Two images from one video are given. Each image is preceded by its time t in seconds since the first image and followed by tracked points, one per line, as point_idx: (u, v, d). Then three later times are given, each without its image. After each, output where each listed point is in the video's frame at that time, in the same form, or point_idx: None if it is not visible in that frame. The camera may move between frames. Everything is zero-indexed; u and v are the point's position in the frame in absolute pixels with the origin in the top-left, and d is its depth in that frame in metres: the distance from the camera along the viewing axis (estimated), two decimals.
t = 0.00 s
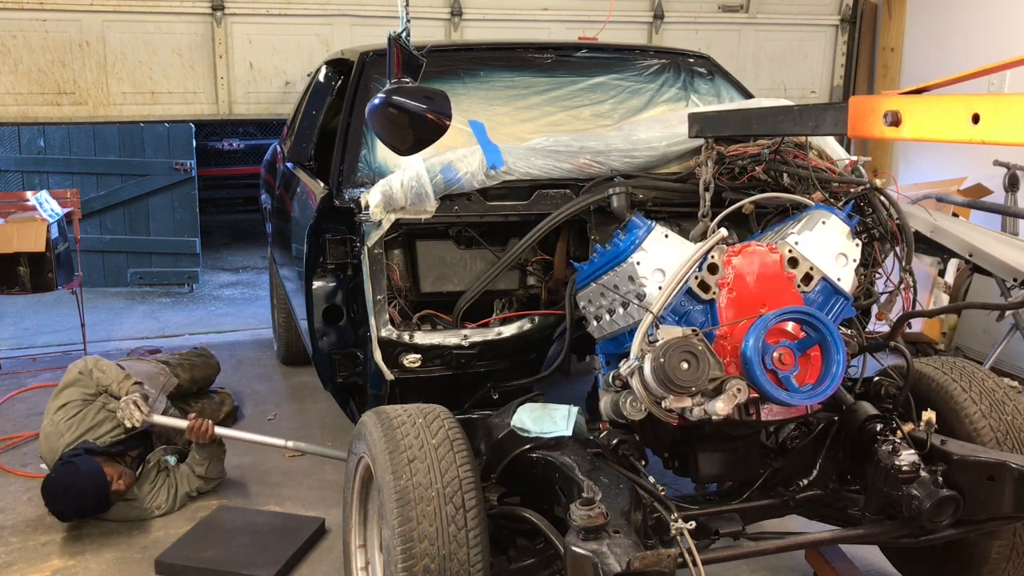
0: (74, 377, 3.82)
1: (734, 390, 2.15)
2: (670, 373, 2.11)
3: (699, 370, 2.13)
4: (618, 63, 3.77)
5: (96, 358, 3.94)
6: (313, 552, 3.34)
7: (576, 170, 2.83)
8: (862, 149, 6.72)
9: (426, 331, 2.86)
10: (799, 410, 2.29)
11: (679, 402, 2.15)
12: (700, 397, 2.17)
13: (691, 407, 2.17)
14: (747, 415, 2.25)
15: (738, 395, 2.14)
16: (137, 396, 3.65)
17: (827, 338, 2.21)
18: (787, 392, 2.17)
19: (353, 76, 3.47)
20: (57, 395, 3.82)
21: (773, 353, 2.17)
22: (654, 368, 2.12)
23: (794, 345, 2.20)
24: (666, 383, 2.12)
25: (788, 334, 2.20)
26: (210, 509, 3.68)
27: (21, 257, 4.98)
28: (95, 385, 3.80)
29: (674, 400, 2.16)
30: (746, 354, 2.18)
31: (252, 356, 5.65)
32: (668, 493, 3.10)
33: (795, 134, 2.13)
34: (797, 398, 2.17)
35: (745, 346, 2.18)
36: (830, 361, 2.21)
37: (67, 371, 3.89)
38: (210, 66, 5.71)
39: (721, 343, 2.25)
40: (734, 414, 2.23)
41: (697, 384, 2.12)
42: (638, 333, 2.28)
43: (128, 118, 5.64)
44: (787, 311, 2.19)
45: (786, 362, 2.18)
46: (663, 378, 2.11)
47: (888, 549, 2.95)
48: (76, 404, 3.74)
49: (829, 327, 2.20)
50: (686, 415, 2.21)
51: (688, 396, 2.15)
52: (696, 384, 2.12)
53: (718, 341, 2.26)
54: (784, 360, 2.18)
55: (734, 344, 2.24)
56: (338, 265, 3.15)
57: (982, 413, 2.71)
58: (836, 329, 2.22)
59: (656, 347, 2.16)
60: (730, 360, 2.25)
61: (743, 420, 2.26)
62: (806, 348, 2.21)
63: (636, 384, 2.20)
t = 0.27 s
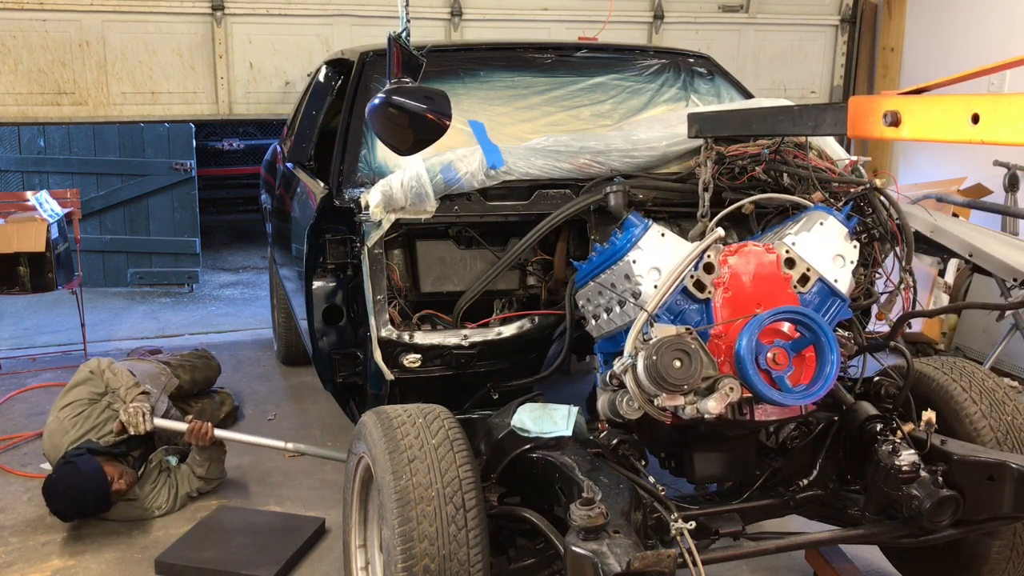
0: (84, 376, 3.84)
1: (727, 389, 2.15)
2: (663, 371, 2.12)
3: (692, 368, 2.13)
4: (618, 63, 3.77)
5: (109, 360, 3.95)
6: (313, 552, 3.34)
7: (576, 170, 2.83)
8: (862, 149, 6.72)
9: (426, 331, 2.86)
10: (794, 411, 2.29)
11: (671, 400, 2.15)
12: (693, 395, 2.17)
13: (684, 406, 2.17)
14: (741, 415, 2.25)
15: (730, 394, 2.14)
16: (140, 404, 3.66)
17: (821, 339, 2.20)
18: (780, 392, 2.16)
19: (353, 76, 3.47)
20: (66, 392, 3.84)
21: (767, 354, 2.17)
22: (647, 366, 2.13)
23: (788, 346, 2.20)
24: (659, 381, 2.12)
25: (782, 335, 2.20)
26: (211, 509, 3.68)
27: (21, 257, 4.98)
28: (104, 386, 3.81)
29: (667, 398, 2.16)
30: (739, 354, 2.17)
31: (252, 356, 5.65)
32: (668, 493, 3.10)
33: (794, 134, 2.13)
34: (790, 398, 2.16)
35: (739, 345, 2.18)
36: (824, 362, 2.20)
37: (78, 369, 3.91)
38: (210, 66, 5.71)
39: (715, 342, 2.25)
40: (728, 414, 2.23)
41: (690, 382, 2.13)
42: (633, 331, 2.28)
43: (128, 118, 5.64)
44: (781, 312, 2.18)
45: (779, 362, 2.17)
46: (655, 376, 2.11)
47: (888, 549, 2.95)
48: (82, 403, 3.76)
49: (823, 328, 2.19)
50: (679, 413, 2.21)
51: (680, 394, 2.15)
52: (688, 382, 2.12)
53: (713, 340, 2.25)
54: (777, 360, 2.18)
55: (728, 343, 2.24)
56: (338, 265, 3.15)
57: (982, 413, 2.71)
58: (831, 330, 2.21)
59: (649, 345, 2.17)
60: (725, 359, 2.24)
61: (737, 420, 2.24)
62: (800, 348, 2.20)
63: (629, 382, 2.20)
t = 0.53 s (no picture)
0: (93, 377, 3.86)
1: (725, 388, 2.15)
2: (661, 370, 2.11)
3: (690, 367, 2.13)
4: (618, 63, 3.77)
5: (121, 361, 3.96)
6: (313, 552, 3.34)
7: (576, 170, 2.84)
8: (862, 149, 6.72)
9: (426, 331, 2.86)
10: (793, 410, 2.29)
11: (670, 399, 2.15)
12: (691, 395, 2.17)
13: (682, 405, 2.17)
14: (739, 414, 2.25)
15: (728, 393, 2.15)
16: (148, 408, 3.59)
17: (820, 338, 2.19)
18: (778, 392, 2.16)
19: (353, 76, 3.47)
20: (75, 390, 3.86)
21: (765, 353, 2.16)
22: (645, 365, 2.12)
23: (786, 345, 2.20)
24: (657, 381, 2.11)
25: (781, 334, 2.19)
26: (211, 509, 3.68)
27: (21, 257, 4.98)
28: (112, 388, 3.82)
29: (665, 397, 2.15)
30: (737, 353, 2.17)
31: (252, 356, 5.65)
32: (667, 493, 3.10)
33: (794, 134, 2.13)
34: (788, 397, 2.16)
35: (737, 345, 2.18)
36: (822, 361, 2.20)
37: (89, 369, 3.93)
38: (210, 66, 5.71)
39: (714, 342, 2.25)
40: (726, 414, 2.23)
41: (688, 381, 2.12)
42: (631, 331, 2.28)
43: (128, 118, 5.64)
44: (779, 311, 2.18)
45: (777, 362, 2.17)
46: (654, 375, 2.10)
47: (888, 549, 2.95)
48: (87, 403, 3.77)
49: (822, 328, 2.19)
50: (677, 412, 2.21)
51: (678, 393, 2.15)
52: (687, 382, 2.12)
53: (712, 340, 2.25)
54: (776, 360, 2.17)
55: (727, 343, 2.24)
56: (338, 265, 3.15)
57: (982, 413, 2.71)
58: (829, 329, 2.20)
59: (647, 344, 2.16)
60: (723, 359, 2.25)
61: (736, 420, 2.24)
62: (798, 347, 2.19)
63: (627, 381, 2.20)
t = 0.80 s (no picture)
0: (97, 378, 3.85)
1: (729, 388, 2.14)
2: (664, 372, 2.12)
3: (693, 368, 2.13)
4: (618, 63, 3.77)
5: (126, 362, 3.95)
6: (313, 552, 3.34)
7: (576, 170, 2.84)
8: (862, 149, 6.72)
9: (426, 331, 2.86)
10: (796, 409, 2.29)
11: (673, 400, 2.15)
12: (694, 395, 2.17)
13: (685, 406, 2.17)
14: (742, 414, 2.24)
15: (731, 393, 2.14)
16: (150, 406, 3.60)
17: (822, 337, 2.20)
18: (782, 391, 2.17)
19: (353, 76, 3.47)
20: (79, 390, 3.86)
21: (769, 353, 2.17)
22: (648, 366, 2.13)
23: (790, 345, 2.20)
24: (660, 381, 2.12)
25: (784, 334, 2.20)
26: (210, 509, 3.68)
27: (21, 257, 4.98)
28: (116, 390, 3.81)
29: (668, 398, 2.16)
30: (741, 354, 2.17)
31: (252, 356, 5.65)
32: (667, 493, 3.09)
33: (794, 134, 2.13)
34: (791, 397, 2.17)
35: (741, 345, 2.18)
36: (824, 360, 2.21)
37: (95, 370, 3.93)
38: (210, 66, 5.71)
39: (717, 342, 2.24)
40: (728, 413, 2.23)
41: (691, 382, 2.13)
42: (634, 332, 2.28)
43: (128, 118, 5.64)
44: (783, 311, 2.19)
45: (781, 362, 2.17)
46: (657, 376, 2.11)
47: (888, 549, 2.95)
48: (88, 403, 3.76)
49: (825, 327, 2.19)
50: (680, 413, 2.21)
51: (681, 394, 2.15)
52: (690, 382, 2.13)
53: (715, 340, 2.25)
54: (779, 359, 2.18)
55: (729, 343, 2.23)
56: (338, 265, 3.16)
57: (982, 413, 2.71)
58: (832, 328, 2.21)
59: (650, 345, 2.17)
60: (726, 359, 2.24)
61: (739, 419, 2.24)
62: (801, 347, 2.20)
63: (630, 383, 2.21)
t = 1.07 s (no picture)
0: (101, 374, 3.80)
1: (726, 387, 2.14)
2: (661, 371, 2.12)
3: (690, 367, 2.13)
4: (618, 63, 3.77)
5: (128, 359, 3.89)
6: (313, 552, 3.34)
7: (576, 170, 2.84)
8: (862, 149, 6.72)
9: (426, 331, 2.86)
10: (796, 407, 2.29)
11: (671, 399, 2.15)
12: (692, 394, 2.16)
13: (683, 405, 2.16)
14: (742, 413, 2.24)
15: (729, 392, 2.13)
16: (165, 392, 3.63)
17: (820, 336, 2.20)
18: (780, 390, 2.16)
19: (353, 76, 3.47)
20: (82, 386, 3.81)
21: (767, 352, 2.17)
22: (645, 365, 2.13)
23: (788, 344, 2.20)
24: (657, 381, 2.12)
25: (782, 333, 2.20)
26: (210, 509, 3.68)
27: (21, 257, 4.98)
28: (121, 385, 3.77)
29: (665, 397, 2.15)
30: (739, 352, 2.17)
31: (252, 356, 5.65)
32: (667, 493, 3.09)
33: (794, 134, 2.13)
34: (790, 395, 2.16)
35: (738, 344, 2.18)
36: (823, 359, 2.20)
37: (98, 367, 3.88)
38: (210, 66, 5.71)
39: (715, 341, 2.25)
40: (727, 412, 2.22)
41: (688, 381, 2.12)
42: (632, 331, 2.29)
43: (128, 118, 5.64)
44: (780, 310, 2.19)
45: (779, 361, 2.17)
46: (653, 375, 2.11)
47: (888, 549, 2.95)
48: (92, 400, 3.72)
49: (822, 325, 2.19)
50: (679, 413, 2.20)
51: (679, 393, 2.14)
52: (687, 381, 2.12)
53: (713, 340, 2.25)
54: (777, 358, 2.17)
55: (728, 342, 2.24)
56: (338, 265, 3.16)
57: (982, 413, 2.71)
58: (830, 327, 2.21)
59: (648, 345, 2.17)
60: (724, 358, 2.24)
61: (738, 419, 2.24)
62: (800, 346, 2.20)
63: (628, 382, 2.21)
